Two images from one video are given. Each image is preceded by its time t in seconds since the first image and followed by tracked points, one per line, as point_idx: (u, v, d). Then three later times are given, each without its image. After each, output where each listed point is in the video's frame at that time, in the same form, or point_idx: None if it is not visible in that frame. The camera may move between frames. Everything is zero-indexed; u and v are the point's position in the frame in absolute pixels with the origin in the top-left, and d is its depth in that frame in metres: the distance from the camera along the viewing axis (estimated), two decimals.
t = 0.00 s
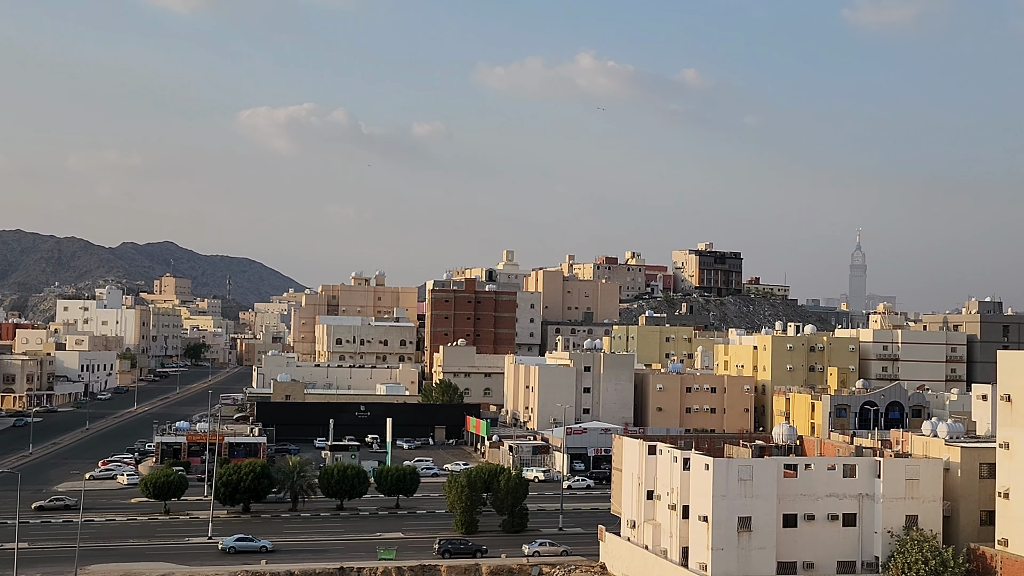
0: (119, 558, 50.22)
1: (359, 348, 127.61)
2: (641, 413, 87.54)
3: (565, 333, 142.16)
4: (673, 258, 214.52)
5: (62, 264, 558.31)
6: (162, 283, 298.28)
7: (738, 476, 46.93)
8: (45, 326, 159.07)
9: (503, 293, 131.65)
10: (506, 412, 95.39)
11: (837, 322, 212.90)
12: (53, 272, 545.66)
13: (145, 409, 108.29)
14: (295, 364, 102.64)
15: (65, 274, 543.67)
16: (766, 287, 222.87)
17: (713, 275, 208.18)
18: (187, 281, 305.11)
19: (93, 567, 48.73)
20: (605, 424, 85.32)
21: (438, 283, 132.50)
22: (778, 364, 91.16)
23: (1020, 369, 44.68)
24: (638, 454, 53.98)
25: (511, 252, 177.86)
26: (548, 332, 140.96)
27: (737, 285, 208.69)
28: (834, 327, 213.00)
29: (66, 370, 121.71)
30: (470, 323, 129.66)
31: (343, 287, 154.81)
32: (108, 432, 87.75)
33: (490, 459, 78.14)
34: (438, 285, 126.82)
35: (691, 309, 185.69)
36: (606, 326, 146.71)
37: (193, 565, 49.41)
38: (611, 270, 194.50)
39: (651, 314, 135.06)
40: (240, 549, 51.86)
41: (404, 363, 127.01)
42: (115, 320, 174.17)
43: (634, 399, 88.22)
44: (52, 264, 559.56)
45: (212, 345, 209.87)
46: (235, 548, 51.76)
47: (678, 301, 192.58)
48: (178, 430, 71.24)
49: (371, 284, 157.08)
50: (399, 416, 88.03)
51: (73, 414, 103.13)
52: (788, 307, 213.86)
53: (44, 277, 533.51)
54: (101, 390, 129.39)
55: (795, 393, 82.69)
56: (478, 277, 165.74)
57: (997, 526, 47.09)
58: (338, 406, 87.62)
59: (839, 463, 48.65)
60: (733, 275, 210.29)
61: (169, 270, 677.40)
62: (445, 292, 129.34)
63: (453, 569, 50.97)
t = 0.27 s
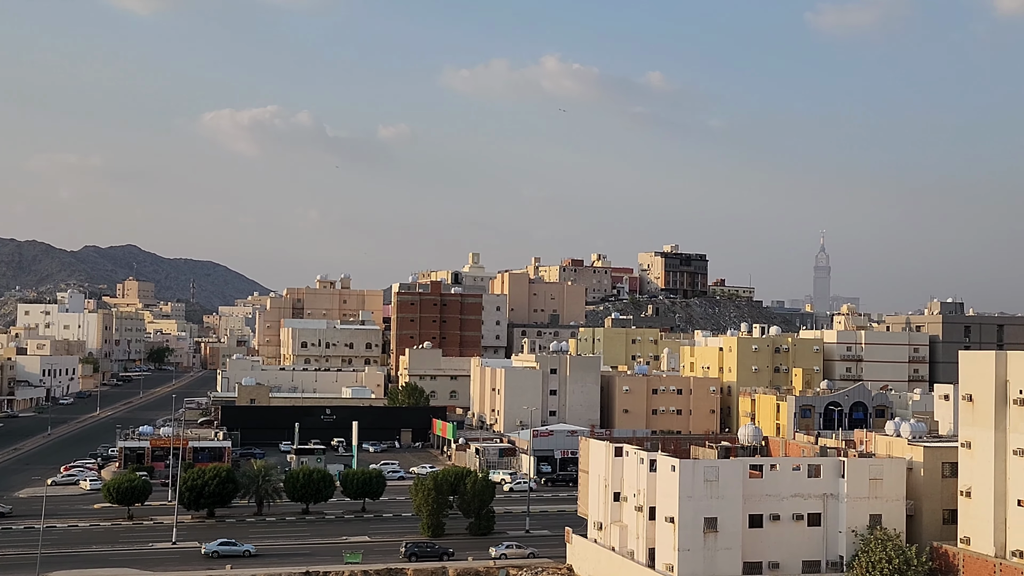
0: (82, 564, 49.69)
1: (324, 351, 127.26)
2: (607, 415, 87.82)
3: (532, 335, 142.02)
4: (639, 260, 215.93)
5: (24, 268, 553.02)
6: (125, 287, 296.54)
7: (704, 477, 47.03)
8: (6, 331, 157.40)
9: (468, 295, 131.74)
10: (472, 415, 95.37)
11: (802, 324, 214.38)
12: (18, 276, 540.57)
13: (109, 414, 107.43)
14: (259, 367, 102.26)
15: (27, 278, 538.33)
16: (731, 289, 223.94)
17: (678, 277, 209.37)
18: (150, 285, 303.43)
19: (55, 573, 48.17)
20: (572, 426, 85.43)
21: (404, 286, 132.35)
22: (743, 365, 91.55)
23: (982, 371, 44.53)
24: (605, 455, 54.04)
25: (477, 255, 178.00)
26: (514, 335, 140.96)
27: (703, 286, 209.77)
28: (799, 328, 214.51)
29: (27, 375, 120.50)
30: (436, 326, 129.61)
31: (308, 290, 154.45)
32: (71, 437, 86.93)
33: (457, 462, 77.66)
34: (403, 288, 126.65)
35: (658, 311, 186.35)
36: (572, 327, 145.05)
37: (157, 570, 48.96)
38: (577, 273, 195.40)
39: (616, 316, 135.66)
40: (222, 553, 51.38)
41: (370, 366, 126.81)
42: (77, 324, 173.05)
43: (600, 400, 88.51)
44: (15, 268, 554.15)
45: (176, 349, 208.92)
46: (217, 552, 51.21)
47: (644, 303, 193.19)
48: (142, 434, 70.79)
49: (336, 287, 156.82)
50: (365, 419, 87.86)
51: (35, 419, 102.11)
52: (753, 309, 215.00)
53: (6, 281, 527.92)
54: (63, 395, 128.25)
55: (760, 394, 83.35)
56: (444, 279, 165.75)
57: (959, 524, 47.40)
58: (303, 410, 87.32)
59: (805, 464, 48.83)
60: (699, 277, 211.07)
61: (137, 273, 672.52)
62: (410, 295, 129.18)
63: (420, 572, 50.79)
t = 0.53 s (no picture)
0: (49, 570, 49.18)
1: (294, 355, 126.86)
2: (578, 418, 88.05)
3: (502, 339, 142.83)
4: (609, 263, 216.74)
5: None
6: (93, 291, 294.66)
7: (675, 480, 47.04)
8: None
9: (439, 299, 131.64)
10: (443, 419, 95.01)
11: (772, 327, 215.38)
12: None
13: (76, 419, 106.54)
14: (229, 372, 101.87)
15: None
16: (701, 292, 224.96)
17: (649, 280, 210.25)
18: (118, 289, 301.55)
19: None
20: (542, 429, 85.42)
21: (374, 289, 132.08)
22: (713, 369, 92.00)
23: (949, 374, 44.87)
24: (576, 459, 54.04)
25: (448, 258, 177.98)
26: (484, 338, 142.04)
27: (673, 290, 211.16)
28: (768, 332, 215.77)
29: None
30: (407, 330, 129.51)
31: (278, 294, 154.07)
32: (39, 443, 86.17)
33: (427, 467, 77.27)
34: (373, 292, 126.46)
35: (628, 314, 186.88)
36: (542, 331, 144.89)
37: None
38: (547, 276, 195.71)
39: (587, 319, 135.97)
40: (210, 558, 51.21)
41: (340, 370, 126.55)
42: (44, 329, 172.01)
43: (570, 403, 88.88)
44: None
45: (144, 354, 207.95)
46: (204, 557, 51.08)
47: (615, 306, 193.23)
48: (109, 440, 70.33)
49: (306, 291, 156.44)
50: (336, 423, 87.67)
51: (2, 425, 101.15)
52: (724, 312, 215.95)
53: None
54: (30, 401, 127.17)
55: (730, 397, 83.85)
56: (415, 283, 165.62)
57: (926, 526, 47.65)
58: (273, 414, 87.04)
59: (774, 466, 48.98)
60: (669, 281, 212.20)
61: (111, 279, 668.23)
62: (380, 299, 128.95)
63: None
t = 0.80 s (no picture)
0: None
1: (268, 359, 126.57)
2: (553, 421, 88.07)
3: (477, 342, 143.73)
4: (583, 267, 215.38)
5: None
6: (64, 295, 292.84)
7: (649, 483, 47.02)
8: None
9: (413, 303, 131.43)
10: (417, 422, 95.05)
11: (745, 330, 216.38)
12: None
13: (47, 424, 105.71)
14: (201, 376, 101.50)
15: None
16: (675, 295, 225.86)
17: (623, 284, 211.19)
18: (89, 292, 299.80)
19: None
20: (517, 432, 85.55)
21: (348, 293, 131.86)
22: (687, 371, 92.19)
23: (921, 376, 45.10)
24: (550, 462, 54.01)
25: (422, 262, 177.91)
26: (459, 342, 142.77)
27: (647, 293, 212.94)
28: (741, 334, 216.81)
29: None
30: (381, 333, 129.41)
31: (251, 298, 153.38)
32: (10, 449, 85.39)
33: (402, 470, 77.58)
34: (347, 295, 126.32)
35: (603, 318, 187.30)
36: (516, 334, 146.94)
37: None
38: (521, 280, 195.60)
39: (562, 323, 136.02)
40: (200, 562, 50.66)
41: (314, 374, 126.24)
42: (14, 333, 171.00)
43: (545, 406, 88.84)
44: None
45: (116, 359, 207.06)
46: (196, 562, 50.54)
47: (589, 310, 193.93)
48: (81, 445, 69.99)
49: (280, 295, 156.07)
50: (310, 427, 87.45)
51: None
52: (697, 315, 216.88)
53: None
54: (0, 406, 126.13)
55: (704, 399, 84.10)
56: (390, 287, 165.40)
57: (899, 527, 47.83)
58: (246, 419, 86.78)
59: (748, 469, 49.07)
60: (643, 284, 214.00)
61: (87, 283, 664.47)
62: (354, 303, 128.68)
63: None
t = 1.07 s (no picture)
0: None
1: (248, 361, 126.42)
2: (534, 423, 88.09)
3: (458, 344, 143.94)
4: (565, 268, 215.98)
5: None
6: (45, 297, 291.97)
7: (630, 485, 47.06)
8: None
9: (394, 305, 131.31)
10: (398, 424, 94.99)
11: (726, 332, 216.86)
12: None
13: (26, 427, 105.34)
14: (181, 379, 101.27)
15: None
16: (657, 297, 226.14)
17: (605, 285, 211.69)
18: (69, 295, 298.78)
19: None
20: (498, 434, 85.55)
21: (330, 294, 131.56)
22: (668, 373, 92.61)
23: (900, 378, 45.28)
24: (531, 464, 53.98)
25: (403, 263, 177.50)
26: (440, 343, 142.76)
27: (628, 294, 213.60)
28: (723, 336, 217.26)
29: None
30: (362, 335, 129.19)
31: (232, 300, 153.07)
32: None
33: (382, 472, 77.46)
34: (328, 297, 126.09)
35: (584, 320, 187.42)
36: (497, 336, 147.27)
37: None
38: (502, 281, 195.18)
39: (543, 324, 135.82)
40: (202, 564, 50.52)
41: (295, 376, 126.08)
42: None
43: (526, 407, 88.82)
44: None
45: (96, 360, 207.35)
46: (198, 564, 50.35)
47: (570, 312, 194.03)
48: (60, 447, 69.68)
49: (260, 296, 155.58)
50: (291, 429, 87.25)
51: None
52: (678, 317, 217.22)
53: None
54: None
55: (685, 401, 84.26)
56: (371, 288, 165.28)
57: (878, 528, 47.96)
58: (226, 421, 86.59)
59: (729, 470, 49.15)
60: (625, 285, 214.30)
61: (68, 285, 661.23)
62: (335, 305, 128.51)
63: None
